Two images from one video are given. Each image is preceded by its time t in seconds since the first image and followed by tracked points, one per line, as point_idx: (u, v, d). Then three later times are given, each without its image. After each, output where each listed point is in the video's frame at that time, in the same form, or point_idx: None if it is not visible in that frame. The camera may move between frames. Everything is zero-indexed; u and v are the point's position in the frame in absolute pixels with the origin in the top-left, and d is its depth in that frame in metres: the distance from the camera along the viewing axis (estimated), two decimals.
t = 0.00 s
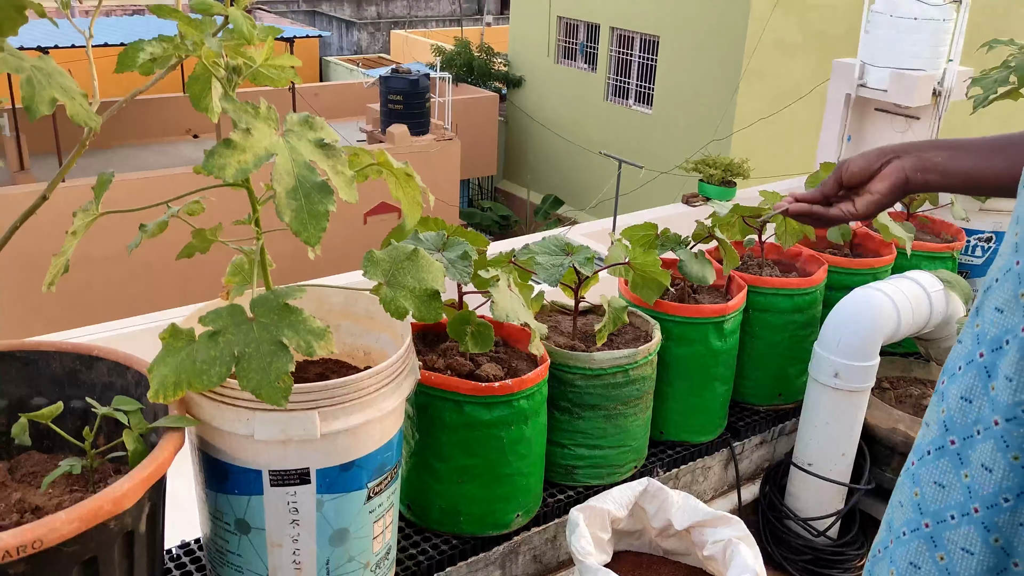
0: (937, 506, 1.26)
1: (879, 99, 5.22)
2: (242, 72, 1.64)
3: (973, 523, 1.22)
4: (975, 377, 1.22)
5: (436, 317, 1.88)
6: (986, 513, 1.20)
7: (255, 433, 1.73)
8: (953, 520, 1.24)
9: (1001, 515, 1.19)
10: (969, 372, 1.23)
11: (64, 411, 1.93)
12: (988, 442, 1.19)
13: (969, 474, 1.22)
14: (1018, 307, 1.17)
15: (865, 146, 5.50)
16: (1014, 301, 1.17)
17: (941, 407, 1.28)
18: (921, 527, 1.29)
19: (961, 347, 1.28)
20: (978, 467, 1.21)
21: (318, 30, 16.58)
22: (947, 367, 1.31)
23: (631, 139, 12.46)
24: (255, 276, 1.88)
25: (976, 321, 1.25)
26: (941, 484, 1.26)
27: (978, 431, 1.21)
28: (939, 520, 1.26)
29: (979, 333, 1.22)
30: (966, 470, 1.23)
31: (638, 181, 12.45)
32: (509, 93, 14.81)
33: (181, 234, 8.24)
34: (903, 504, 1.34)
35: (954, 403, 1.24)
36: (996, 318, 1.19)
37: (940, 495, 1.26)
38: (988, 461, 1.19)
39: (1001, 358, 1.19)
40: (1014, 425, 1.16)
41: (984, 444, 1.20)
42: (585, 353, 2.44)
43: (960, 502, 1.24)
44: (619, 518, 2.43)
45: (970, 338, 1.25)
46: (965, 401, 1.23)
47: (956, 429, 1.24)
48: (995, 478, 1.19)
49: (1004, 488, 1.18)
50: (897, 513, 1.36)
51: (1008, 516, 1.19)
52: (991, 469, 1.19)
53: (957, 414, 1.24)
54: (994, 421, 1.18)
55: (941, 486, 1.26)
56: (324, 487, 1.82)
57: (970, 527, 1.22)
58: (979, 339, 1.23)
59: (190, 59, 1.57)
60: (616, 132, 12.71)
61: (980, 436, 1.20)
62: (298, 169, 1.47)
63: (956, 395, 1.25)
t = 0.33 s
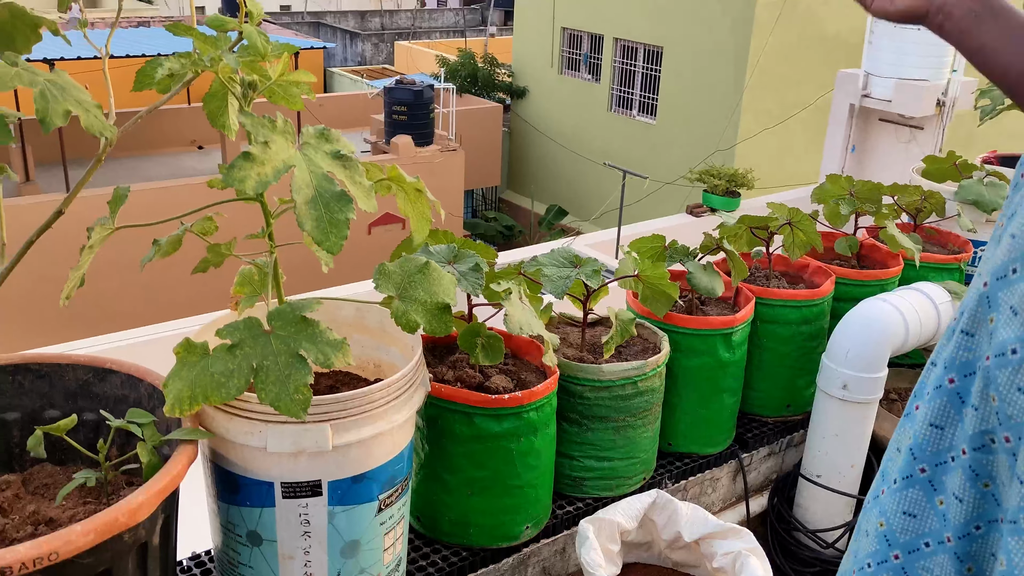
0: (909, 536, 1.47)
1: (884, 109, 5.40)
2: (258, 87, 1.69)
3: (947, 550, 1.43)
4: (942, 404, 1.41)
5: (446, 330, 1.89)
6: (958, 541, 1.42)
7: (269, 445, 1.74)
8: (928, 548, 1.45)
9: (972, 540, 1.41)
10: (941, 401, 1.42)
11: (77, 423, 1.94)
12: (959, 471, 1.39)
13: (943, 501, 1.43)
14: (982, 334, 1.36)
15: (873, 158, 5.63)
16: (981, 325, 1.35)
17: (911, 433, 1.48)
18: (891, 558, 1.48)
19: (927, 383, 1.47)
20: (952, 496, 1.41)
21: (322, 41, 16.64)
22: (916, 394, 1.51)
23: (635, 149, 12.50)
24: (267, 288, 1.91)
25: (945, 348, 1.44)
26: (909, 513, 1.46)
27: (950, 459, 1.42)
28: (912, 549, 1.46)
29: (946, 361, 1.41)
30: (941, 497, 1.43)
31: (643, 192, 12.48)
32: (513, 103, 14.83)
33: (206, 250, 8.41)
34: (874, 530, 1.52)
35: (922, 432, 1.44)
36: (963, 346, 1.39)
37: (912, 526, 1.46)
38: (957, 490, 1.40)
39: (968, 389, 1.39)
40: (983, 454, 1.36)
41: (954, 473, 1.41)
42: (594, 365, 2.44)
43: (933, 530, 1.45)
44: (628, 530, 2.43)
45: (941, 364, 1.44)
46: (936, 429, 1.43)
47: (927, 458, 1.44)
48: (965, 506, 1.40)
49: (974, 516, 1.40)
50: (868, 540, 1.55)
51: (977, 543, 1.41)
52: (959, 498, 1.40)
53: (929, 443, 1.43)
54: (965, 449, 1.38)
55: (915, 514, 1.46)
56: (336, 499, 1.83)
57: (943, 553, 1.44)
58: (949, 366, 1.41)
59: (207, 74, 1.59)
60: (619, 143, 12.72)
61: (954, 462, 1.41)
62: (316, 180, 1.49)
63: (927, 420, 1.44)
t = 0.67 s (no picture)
0: (873, 547, 1.37)
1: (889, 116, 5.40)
2: (271, 94, 1.69)
3: (907, 568, 1.35)
4: (921, 424, 1.30)
5: (458, 337, 1.90)
6: (921, 562, 1.33)
7: (282, 451, 1.75)
8: (888, 563, 1.36)
9: (935, 567, 1.33)
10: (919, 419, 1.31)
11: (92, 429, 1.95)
12: (935, 493, 1.30)
13: (909, 519, 1.33)
14: (971, 357, 1.25)
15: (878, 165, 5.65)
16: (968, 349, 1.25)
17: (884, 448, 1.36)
18: (854, 564, 1.39)
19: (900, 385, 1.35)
20: (921, 515, 1.32)
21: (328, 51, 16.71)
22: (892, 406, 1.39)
23: (640, 157, 12.50)
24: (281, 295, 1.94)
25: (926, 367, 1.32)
26: (877, 525, 1.36)
27: (921, 478, 1.32)
28: (873, 561, 1.37)
29: (928, 375, 1.30)
30: (907, 515, 1.33)
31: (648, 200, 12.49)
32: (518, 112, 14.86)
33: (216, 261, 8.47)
34: (838, 535, 1.42)
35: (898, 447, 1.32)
36: (948, 364, 1.27)
37: (877, 538, 1.36)
38: (930, 511, 1.31)
39: (949, 409, 1.28)
40: (963, 481, 1.27)
41: (926, 494, 1.31)
42: (605, 372, 2.44)
43: (896, 547, 1.35)
44: (639, 536, 2.43)
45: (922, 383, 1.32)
46: (910, 446, 1.32)
47: (898, 472, 1.33)
48: (932, 530, 1.31)
49: (938, 543, 1.31)
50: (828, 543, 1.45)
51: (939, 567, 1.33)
52: (932, 519, 1.31)
53: (904, 460, 1.32)
54: (945, 473, 1.29)
55: (879, 527, 1.36)
56: (349, 505, 1.84)
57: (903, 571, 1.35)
58: (926, 385, 1.30)
59: (222, 84, 1.61)
60: (624, 151, 12.73)
61: (924, 485, 1.31)
62: (326, 191, 1.50)
63: (903, 437, 1.32)
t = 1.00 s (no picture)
0: (824, 551, 1.47)
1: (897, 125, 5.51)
2: (292, 114, 1.72)
3: (866, 564, 1.44)
4: (866, 421, 1.40)
5: (473, 353, 1.91)
6: (878, 555, 1.43)
7: (297, 466, 1.76)
8: (841, 563, 1.46)
9: (895, 553, 1.43)
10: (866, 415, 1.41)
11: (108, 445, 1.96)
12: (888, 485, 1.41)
13: (860, 517, 1.43)
14: (912, 350, 1.35)
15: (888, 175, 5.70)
16: (907, 340, 1.35)
17: (840, 447, 1.46)
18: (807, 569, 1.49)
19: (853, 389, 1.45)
20: (876, 508, 1.42)
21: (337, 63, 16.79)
22: (847, 406, 1.49)
23: (649, 168, 12.51)
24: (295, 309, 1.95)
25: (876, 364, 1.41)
26: (829, 528, 1.45)
27: (868, 474, 1.41)
28: (825, 564, 1.47)
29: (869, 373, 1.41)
30: (857, 514, 1.43)
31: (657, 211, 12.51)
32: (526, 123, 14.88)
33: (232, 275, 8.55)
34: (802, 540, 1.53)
35: (847, 446, 1.42)
36: (891, 358, 1.37)
37: (829, 540, 1.46)
38: (888, 501, 1.42)
39: (891, 401, 1.38)
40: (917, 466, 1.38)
41: (879, 487, 1.41)
42: (618, 387, 2.45)
43: (849, 546, 1.45)
44: (651, 551, 2.43)
45: (870, 379, 1.42)
46: (855, 444, 1.42)
47: (845, 472, 1.43)
48: (890, 517, 1.42)
49: (898, 529, 1.43)
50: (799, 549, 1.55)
51: (900, 554, 1.44)
52: (888, 509, 1.42)
53: (852, 457, 1.42)
54: (901, 460, 1.39)
55: (829, 530, 1.45)
56: (363, 520, 1.84)
57: (861, 567, 1.45)
58: (875, 381, 1.40)
59: (246, 102, 1.64)
60: (632, 162, 12.75)
61: (872, 479, 1.41)
62: (349, 208, 1.52)
63: (853, 434, 1.42)
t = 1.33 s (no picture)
0: (791, 550, 1.39)
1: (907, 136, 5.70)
2: (307, 131, 1.75)
3: (830, 563, 1.36)
4: (834, 419, 1.33)
5: (483, 369, 1.91)
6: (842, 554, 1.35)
7: (309, 480, 1.77)
8: (806, 563, 1.38)
9: (859, 552, 1.35)
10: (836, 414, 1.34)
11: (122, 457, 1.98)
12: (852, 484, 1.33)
13: (824, 516, 1.35)
14: (878, 348, 1.29)
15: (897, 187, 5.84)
16: (874, 338, 1.28)
17: (812, 447, 1.39)
18: (775, 568, 1.42)
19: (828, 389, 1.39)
20: (839, 507, 1.34)
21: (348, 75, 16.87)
22: (820, 407, 1.42)
23: (658, 179, 12.52)
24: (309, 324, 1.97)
25: (846, 365, 1.35)
26: (796, 527, 1.38)
27: (832, 473, 1.34)
28: (791, 563, 1.39)
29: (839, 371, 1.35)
30: (821, 512, 1.35)
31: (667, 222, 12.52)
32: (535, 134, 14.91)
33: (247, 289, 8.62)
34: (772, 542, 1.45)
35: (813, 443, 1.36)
36: (859, 358, 1.30)
37: (795, 540, 1.38)
38: (853, 500, 1.33)
39: (857, 400, 1.31)
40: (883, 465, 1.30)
41: (844, 486, 1.33)
42: (629, 401, 2.45)
43: (814, 545, 1.37)
44: (663, 566, 2.43)
45: (841, 380, 1.35)
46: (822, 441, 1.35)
47: (812, 470, 1.36)
48: (854, 518, 1.34)
49: (862, 528, 1.34)
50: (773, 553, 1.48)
51: (864, 555, 1.35)
52: (851, 508, 1.33)
53: (819, 455, 1.35)
54: (865, 459, 1.31)
55: (796, 528, 1.38)
56: (374, 534, 1.85)
57: (825, 568, 1.37)
58: (843, 380, 1.33)
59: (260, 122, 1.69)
60: (641, 173, 12.75)
61: (837, 478, 1.33)
62: (361, 228, 1.53)
63: (822, 434, 1.36)
